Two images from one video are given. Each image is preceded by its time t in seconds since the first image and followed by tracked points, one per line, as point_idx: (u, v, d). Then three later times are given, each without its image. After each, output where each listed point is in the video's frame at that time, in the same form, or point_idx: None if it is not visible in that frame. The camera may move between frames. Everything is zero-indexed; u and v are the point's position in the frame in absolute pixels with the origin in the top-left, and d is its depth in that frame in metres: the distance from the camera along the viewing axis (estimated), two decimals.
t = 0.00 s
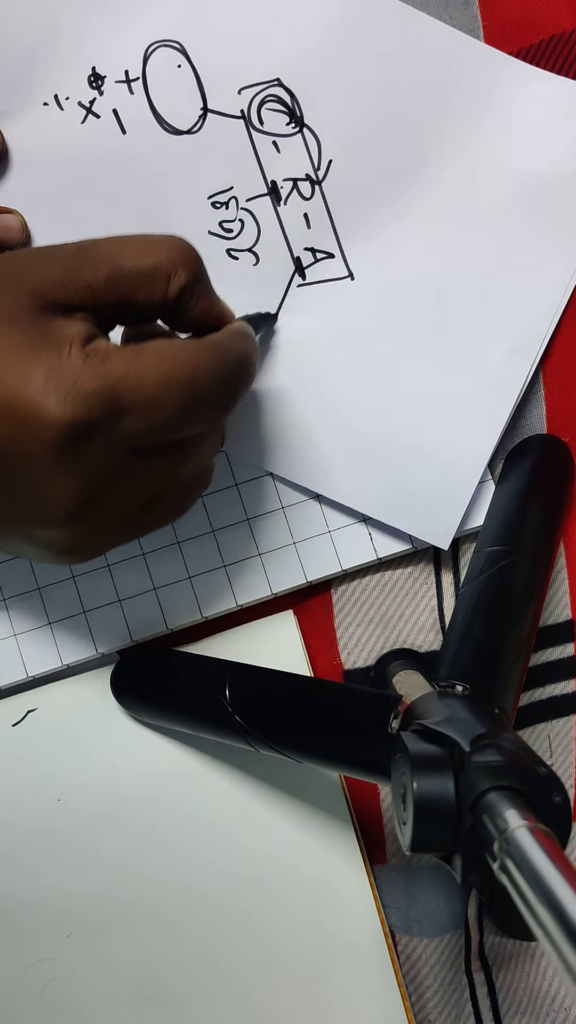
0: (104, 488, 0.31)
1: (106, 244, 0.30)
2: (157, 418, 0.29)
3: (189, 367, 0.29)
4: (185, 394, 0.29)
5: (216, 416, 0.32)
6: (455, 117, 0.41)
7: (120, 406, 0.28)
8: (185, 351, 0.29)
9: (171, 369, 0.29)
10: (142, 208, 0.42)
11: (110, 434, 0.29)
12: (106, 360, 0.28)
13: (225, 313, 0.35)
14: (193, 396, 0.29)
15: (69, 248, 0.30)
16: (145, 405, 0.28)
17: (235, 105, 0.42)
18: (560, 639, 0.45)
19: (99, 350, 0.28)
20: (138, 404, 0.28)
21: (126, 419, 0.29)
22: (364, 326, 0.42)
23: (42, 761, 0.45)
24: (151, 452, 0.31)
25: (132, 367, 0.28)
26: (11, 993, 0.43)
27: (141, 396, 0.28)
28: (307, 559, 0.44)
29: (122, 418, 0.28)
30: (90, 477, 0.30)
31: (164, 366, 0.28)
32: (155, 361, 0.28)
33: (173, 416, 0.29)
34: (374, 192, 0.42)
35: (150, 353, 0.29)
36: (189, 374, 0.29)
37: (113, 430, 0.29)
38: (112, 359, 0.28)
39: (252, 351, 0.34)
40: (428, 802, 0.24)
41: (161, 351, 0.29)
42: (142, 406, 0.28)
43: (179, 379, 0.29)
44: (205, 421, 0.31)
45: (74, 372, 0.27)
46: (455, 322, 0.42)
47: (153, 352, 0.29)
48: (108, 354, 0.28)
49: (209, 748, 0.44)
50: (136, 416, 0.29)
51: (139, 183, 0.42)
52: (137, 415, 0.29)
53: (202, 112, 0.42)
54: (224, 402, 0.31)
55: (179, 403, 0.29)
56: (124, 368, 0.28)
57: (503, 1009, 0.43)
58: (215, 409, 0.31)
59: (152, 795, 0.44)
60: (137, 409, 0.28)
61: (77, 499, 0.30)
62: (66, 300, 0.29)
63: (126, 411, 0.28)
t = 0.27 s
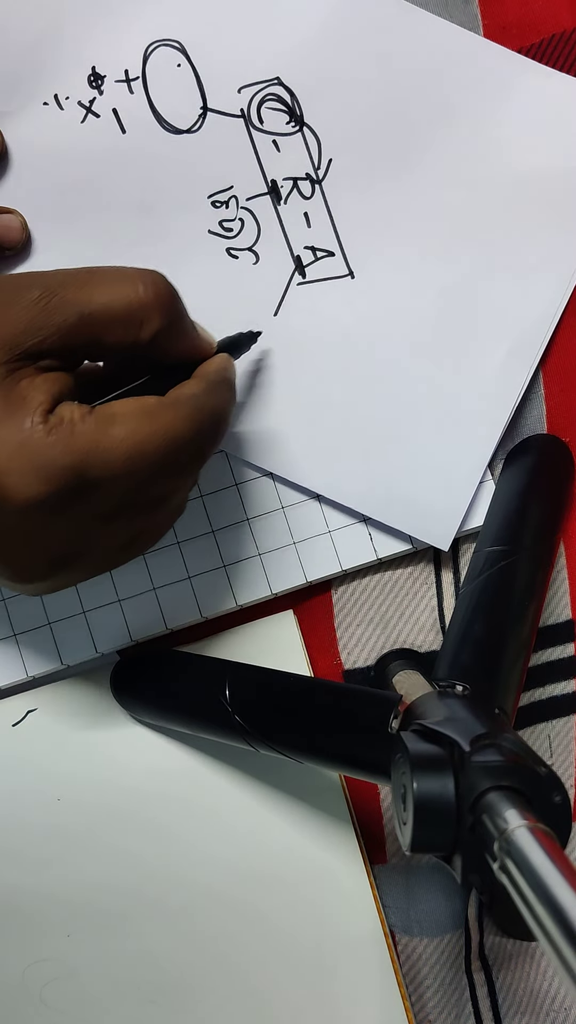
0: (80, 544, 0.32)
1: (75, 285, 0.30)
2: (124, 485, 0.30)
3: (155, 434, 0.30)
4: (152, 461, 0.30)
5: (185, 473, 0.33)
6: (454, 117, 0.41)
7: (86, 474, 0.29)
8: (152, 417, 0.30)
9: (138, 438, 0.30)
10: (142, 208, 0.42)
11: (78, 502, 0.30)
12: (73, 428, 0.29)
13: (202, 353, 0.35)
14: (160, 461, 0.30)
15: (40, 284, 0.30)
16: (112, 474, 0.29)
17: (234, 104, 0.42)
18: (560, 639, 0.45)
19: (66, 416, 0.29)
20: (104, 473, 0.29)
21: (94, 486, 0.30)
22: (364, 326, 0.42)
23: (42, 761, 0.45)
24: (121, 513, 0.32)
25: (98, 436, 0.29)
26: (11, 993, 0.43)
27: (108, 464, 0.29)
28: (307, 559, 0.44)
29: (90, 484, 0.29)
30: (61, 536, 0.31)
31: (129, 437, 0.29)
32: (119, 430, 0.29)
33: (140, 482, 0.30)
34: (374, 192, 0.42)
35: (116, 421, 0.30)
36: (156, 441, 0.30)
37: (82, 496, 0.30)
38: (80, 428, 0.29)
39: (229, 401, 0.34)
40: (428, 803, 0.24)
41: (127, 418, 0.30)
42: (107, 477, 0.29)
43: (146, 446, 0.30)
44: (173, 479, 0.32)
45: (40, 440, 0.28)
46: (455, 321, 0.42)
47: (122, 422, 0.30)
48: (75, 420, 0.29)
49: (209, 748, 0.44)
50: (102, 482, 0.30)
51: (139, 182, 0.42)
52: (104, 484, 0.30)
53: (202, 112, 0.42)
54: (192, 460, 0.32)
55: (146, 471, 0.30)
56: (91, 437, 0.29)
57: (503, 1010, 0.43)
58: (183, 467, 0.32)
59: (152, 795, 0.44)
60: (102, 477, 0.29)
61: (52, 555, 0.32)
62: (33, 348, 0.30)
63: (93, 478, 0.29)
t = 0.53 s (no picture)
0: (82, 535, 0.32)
1: (83, 284, 0.31)
2: (126, 473, 0.29)
3: (157, 421, 0.29)
4: (155, 450, 0.29)
5: (191, 464, 0.32)
6: (455, 117, 0.42)
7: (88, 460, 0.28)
8: (156, 405, 0.30)
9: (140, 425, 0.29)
10: (142, 209, 0.42)
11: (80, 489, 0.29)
12: (76, 414, 0.28)
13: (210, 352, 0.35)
14: (163, 450, 0.30)
15: (49, 283, 0.30)
16: (114, 461, 0.29)
17: (235, 104, 0.42)
18: (560, 639, 0.45)
19: (71, 402, 0.29)
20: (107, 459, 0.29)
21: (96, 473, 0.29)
22: (364, 326, 0.42)
23: (42, 762, 0.45)
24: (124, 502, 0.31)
25: (100, 422, 0.28)
26: (11, 993, 0.43)
27: (110, 450, 0.29)
28: (307, 559, 0.44)
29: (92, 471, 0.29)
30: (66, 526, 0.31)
31: (130, 424, 0.29)
32: (121, 416, 0.29)
33: (142, 472, 0.30)
34: (374, 192, 0.42)
35: (119, 408, 0.29)
36: (158, 427, 0.29)
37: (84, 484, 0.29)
38: (83, 414, 0.28)
39: (236, 396, 0.34)
40: (428, 803, 0.24)
41: (130, 405, 0.29)
42: (109, 463, 0.29)
43: (149, 434, 0.29)
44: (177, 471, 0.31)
45: (42, 425, 0.28)
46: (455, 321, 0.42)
47: (125, 408, 0.29)
48: (78, 408, 0.29)
49: (209, 748, 0.44)
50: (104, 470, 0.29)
51: (139, 183, 0.42)
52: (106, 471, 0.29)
53: (202, 112, 0.42)
54: (197, 452, 0.32)
55: (150, 459, 0.30)
56: (92, 424, 0.28)
57: (503, 1010, 0.43)
58: (189, 459, 0.31)
59: (152, 796, 0.44)
60: (105, 464, 0.29)
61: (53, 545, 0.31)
62: (42, 344, 0.30)
63: (94, 465, 0.29)
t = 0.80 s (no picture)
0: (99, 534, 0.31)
1: (103, 289, 0.31)
2: (146, 468, 0.29)
3: (177, 416, 0.29)
4: (175, 446, 0.29)
5: (210, 462, 0.32)
6: (455, 118, 0.42)
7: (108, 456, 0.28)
8: (176, 400, 0.30)
9: (160, 420, 0.29)
10: (141, 209, 0.42)
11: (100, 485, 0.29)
12: (97, 411, 0.28)
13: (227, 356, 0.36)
14: (184, 445, 0.30)
15: (68, 288, 0.31)
16: (134, 456, 0.29)
17: (235, 104, 0.42)
18: (560, 639, 0.45)
19: (91, 399, 0.29)
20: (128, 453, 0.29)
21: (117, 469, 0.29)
22: (364, 326, 0.42)
23: (41, 762, 0.45)
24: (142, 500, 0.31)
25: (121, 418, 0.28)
26: (10, 993, 0.43)
27: (130, 446, 0.29)
28: (307, 559, 0.44)
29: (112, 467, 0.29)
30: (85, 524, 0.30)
31: (151, 420, 0.29)
32: (141, 412, 0.29)
33: (163, 467, 0.30)
34: (374, 192, 0.42)
35: (139, 403, 0.29)
36: (179, 423, 0.29)
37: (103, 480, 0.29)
38: (103, 410, 0.28)
39: (254, 396, 0.34)
40: (428, 802, 0.24)
41: (149, 401, 0.29)
42: (129, 459, 0.29)
43: (169, 428, 0.29)
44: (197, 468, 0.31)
45: (62, 421, 0.28)
46: (455, 321, 0.42)
47: (145, 403, 0.29)
48: (99, 404, 0.29)
49: (209, 748, 0.44)
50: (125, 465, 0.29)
51: (139, 183, 0.42)
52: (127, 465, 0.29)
53: (202, 112, 0.42)
54: (216, 449, 0.32)
55: (170, 455, 0.29)
56: (113, 420, 0.28)
57: (503, 1010, 0.43)
58: (208, 456, 0.31)
59: (151, 796, 0.44)
60: (125, 460, 0.29)
61: (71, 547, 0.31)
62: (63, 346, 0.30)
63: (114, 460, 0.29)
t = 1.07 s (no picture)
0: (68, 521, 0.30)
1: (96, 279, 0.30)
2: (119, 454, 0.28)
3: (155, 404, 0.28)
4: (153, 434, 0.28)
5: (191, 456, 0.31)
6: (455, 117, 0.42)
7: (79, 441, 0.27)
8: (158, 388, 0.28)
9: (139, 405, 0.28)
10: (142, 209, 0.42)
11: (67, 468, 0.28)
12: (71, 392, 0.27)
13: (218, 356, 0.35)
14: (163, 434, 0.28)
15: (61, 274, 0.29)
16: (106, 442, 0.27)
17: (235, 104, 0.42)
18: (560, 639, 0.45)
19: (65, 380, 0.27)
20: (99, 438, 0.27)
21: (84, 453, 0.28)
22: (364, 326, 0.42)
23: (41, 761, 0.45)
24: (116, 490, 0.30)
25: (96, 400, 0.27)
26: (10, 993, 0.43)
27: (104, 432, 0.27)
28: (307, 559, 0.44)
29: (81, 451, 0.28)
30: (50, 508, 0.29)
31: (126, 405, 0.27)
32: (118, 396, 0.27)
33: (139, 456, 0.28)
34: (374, 192, 0.42)
35: (116, 387, 0.28)
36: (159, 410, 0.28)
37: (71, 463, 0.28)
38: (77, 393, 0.27)
39: (244, 394, 0.33)
40: (428, 802, 0.24)
41: (128, 386, 0.28)
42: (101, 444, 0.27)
43: (146, 415, 0.28)
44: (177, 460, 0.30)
45: (32, 400, 0.26)
46: (455, 321, 0.42)
47: (120, 387, 0.28)
48: (73, 386, 0.27)
49: (209, 748, 0.44)
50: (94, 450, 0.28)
51: (139, 182, 0.42)
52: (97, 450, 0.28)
53: (202, 111, 0.42)
54: (198, 444, 0.30)
55: (145, 444, 0.28)
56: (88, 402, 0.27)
57: (503, 1010, 0.42)
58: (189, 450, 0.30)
59: (152, 795, 0.44)
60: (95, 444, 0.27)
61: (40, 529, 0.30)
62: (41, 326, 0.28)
63: (85, 445, 0.27)
